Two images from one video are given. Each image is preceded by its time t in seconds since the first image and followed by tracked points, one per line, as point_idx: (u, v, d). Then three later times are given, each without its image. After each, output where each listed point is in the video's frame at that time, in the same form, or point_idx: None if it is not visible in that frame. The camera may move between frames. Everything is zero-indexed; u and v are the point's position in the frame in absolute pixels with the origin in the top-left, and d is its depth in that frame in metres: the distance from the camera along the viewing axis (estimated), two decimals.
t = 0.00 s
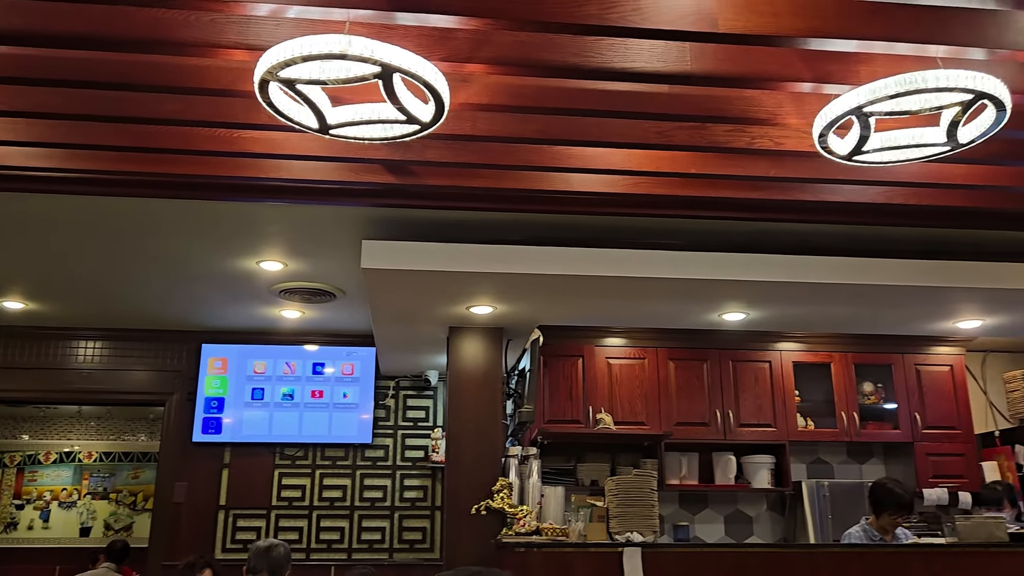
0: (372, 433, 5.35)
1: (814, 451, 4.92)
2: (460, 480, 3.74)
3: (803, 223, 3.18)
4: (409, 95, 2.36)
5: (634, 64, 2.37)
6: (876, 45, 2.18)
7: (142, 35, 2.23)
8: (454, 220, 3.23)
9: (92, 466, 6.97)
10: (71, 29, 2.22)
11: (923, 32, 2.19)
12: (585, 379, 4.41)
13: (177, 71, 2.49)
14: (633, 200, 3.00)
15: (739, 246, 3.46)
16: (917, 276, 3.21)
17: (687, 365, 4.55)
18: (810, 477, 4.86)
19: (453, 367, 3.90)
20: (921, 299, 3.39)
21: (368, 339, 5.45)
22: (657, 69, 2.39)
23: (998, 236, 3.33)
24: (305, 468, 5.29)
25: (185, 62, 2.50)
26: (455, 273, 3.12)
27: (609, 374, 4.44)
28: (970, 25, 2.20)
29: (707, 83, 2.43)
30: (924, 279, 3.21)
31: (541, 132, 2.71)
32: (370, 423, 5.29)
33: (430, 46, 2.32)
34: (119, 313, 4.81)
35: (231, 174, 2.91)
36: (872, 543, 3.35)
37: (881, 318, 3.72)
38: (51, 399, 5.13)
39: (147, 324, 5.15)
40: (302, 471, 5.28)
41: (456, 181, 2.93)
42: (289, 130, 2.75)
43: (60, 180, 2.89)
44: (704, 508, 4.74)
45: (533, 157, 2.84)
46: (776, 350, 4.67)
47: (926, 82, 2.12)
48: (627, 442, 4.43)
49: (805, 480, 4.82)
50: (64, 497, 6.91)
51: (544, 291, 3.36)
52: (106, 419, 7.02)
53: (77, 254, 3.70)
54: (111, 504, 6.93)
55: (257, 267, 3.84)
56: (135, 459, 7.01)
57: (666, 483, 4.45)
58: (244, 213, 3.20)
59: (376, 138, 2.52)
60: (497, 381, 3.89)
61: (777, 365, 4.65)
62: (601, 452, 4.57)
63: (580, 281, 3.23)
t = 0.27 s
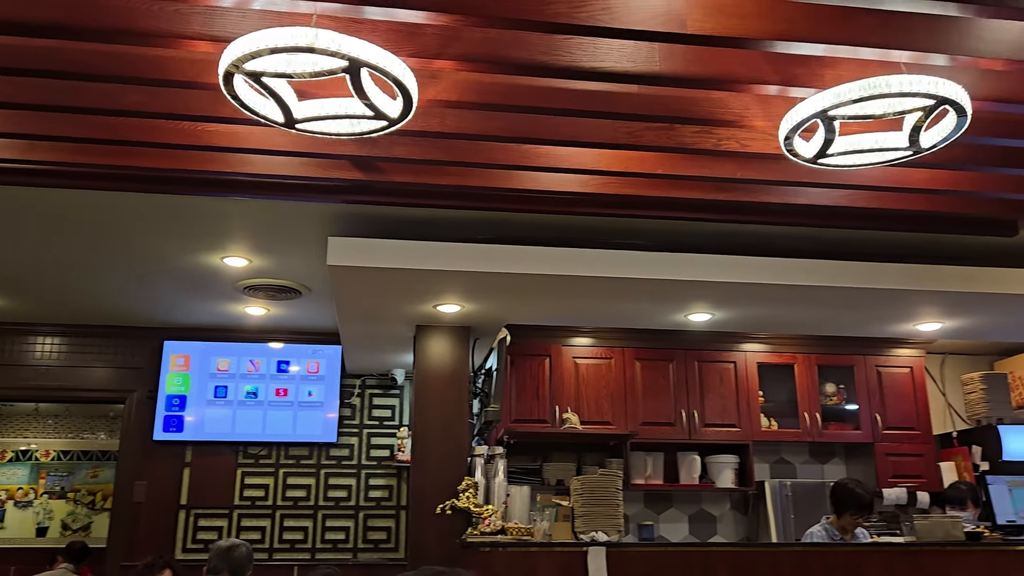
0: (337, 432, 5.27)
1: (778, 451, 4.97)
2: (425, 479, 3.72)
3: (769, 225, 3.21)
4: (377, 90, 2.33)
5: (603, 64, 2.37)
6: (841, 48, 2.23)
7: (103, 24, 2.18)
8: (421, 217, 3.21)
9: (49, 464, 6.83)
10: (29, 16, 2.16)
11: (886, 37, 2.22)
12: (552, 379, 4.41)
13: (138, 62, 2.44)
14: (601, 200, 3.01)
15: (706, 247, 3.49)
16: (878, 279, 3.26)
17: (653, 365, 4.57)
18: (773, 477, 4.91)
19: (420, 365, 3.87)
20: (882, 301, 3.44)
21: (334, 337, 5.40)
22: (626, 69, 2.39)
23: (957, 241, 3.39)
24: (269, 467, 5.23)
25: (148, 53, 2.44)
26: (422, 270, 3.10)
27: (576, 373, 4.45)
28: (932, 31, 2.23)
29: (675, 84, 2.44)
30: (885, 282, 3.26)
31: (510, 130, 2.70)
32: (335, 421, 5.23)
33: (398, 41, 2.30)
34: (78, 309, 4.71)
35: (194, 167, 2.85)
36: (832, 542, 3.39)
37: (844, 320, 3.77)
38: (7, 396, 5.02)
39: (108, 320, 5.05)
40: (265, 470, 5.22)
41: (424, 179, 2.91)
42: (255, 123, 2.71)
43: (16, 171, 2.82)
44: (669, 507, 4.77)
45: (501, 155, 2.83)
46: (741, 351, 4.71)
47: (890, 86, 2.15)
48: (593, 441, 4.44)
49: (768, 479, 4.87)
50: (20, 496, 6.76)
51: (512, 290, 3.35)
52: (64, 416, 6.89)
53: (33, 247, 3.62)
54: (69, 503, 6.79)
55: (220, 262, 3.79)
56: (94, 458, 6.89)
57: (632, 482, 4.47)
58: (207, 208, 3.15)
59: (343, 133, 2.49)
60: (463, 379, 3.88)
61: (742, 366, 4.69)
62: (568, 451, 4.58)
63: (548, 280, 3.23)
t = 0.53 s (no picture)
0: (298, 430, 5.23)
1: (737, 451, 5.02)
2: (385, 478, 3.69)
3: (731, 227, 3.24)
4: (341, 84, 2.31)
5: (569, 62, 2.37)
6: (803, 51, 2.26)
7: (59, 9, 2.13)
8: (385, 213, 3.19)
9: None
10: None
11: (847, 42, 2.26)
12: (515, 378, 4.41)
13: (96, 50, 2.38)
14: (566, 199, 3.01)
15: (669, 248, 3.51)
16: (836, 281, 3.31)
17: (616, 365, 4.59)
18: (732, 477, 4.96)
19: (382, 363, 3.85)
20: (840, 303, 3.49)
21: (295, 335, 5.34)
22: (592, 68, 2.40)
23: (913, 245, 3.46)
24: (227, 466, 5.15)
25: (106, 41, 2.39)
26: (385, 267, 3.08)
27: (539, 373, 4.45)
28: (891, 38, 2.27)
29: (640, 84, 2.45)
30: (843, 285, 3.32)
31: (476, 128, 2.69)
32: (295, 420, 5.19)
33: (363, 35, 2.28)
34: (31, 303, 4.59)
35: (153, 159, 2.80)
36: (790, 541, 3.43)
37: (803, 322, 3.82)
38: None
39: (61, 316, 4.94)
40: (222, 470, 5.13)
41: (389, 175, 2.88)
42: (216, 115, 2.66)
43: None
44: (630, 507, 4.79)
45: (467, 153, 2.82)
46: (702, 352, 4.76)
47: (851, 91, 2.18)
48: (555, 441, 4.45)
49: (728, 479, 4.92)
50: None
51: (476, 288, 3.34)
52: (14, 414, 6.72)
53: None
54: (18, 503, 6.62)
55: (179, 257, 3.72)
56: (46, 457, 6.73)
57: (593, 482, 4.48)
58: (165, 200, 3.10)
59: (306, 127, 2.46)
60: (427, 376, 3.86)
61: (703, 367, 4.73)
62: (530, 451, 4.58)
63: (512, 279, 3.22)
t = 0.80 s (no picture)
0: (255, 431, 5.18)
1: (694, 453, 5.07)
2: (341, 479, 3.65)
3: (690, 231, 3.27)
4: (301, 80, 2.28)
5: (532, 64, 2.37)
6: (763, 59, 2.28)
7: None
8: (345, 212, 3.16)
9: None
10: None
11: (806, 51, 2.28)
12: (475, 379, 4.40)
13: (46, 39, 2.31)
14: (528, 200, 3.01)
15: (629, 251, 3.53)
16: (792, 286, 3.36)
17: (576, 367, 4.60)
18: (689, 479, 5.00)
19: (340, 363, 3.81)
20: (795, 308, 3.54)
21: (252, 334, 5.27)
22: (554, 71, 2.40)
23: (868, 252, 3.52)
24: (180, 467, 5.05)
25: (57, 30, 2.32)
26: (344, 267, 3.05)
27: (499, 375, 4.45)
28: (849, 47, 2.30)
29: (602, 88, 2.45)
30: (799, 290, 3.36)
31: (437, 127, 2.67)
32: (252, 420, 5.14)
33: (324, 31, 2.25)
34: None
35: (105, 153, 2.73)
36: (743, 543, 3.48)
37: (760, 326, 3.86)
38: None
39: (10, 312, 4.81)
40: (176, 470, 5.04)
41: (349, 174, 2.85)
42: (172, 109, 2.61)
43: None
44: (588, 509, 4.81)
45: (428, 153, 2.80)
46: (662, 355, 4.79)
47: (809, 99, 2.21)
48: (514, 443, 4.45)
49: (685, 481, 4.96)
50: None
51: (436, 288, 3.33)
52: None
53: None
54: None
55: (132, 253, 3.65)
56: None
57: (552, 484, 4.48)
58: (118, 195, 3.03)
59: (264, 123, 2.42)
60: (386, 377, 3.83)
61: (662, 370, 4.77)
62: (489, 453, 4.57)
63: (473, 280, 3.21)
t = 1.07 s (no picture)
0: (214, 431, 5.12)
1: (657, 457, 5.11)
2: (302, 481, 3.61)
3: (655, 237, 3.30)
4: (266, 78, 2.25)
5: (500, 67, 2.37)
6: (728, 68, 2.30)
7: None
8: (310, 212, 3.13)
9: None
10: None
11: (770, 61, 2.31)
12: (439, 381, 4.39)
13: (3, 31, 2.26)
14: (494, 203, 3.01)
15: (595, 255, 3.55)
16: (754, 293, 3.40)
17: (540, 371, 4.61)
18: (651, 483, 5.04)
19: (303, 364, 3.77)
20: (757, 314, 3.59)
21: (213, 334, 5.22)
22: (522, 75, 2.40)
23: (829, 260, 3.58)
24: (138, 469, 4.96)
25: (15, 22, 2.27)
26: (309, 267, 3.02)
27: (464, 377, 4.44)
28: (812, 59, 2.34)
29: (569, 93, 2.46)
30: (762, 296, 3.41)
31: (404, 129, 2.66)
32: (212, 421, 5.09)
33: (290, 30, 2.23)
34: None
35: (64, 148, 2.68)
36: (704, 547, 3.51)
37: (723, 331, 3.90)
38: None
39: None
40: (133, 472, 4.94)
41: (315, 173, 2.83)
42: (133, 105, 2.56)
43: None
44: (550, 512, 4.81)
45: (395, 154, 2.78)
46: (626, 359, 4.83)
47: (772, 108, 2.24)
48: (478, 445, 4.44)
49: (647, 485, 4.99)
50: None
51: (401, 290, 3.31)
52: None
53: None
54: None
55: (91, 250, 3.58)
56: None
57: (514, 487, 4.48)
58: (77, 191, 2.97)
59: (228, 120, 2.39)
60: (349, 379, 3.81)
61: (626, 374, 4.80)
62: (453, 455, 4.56)
63: (438, 282, 3.20)
